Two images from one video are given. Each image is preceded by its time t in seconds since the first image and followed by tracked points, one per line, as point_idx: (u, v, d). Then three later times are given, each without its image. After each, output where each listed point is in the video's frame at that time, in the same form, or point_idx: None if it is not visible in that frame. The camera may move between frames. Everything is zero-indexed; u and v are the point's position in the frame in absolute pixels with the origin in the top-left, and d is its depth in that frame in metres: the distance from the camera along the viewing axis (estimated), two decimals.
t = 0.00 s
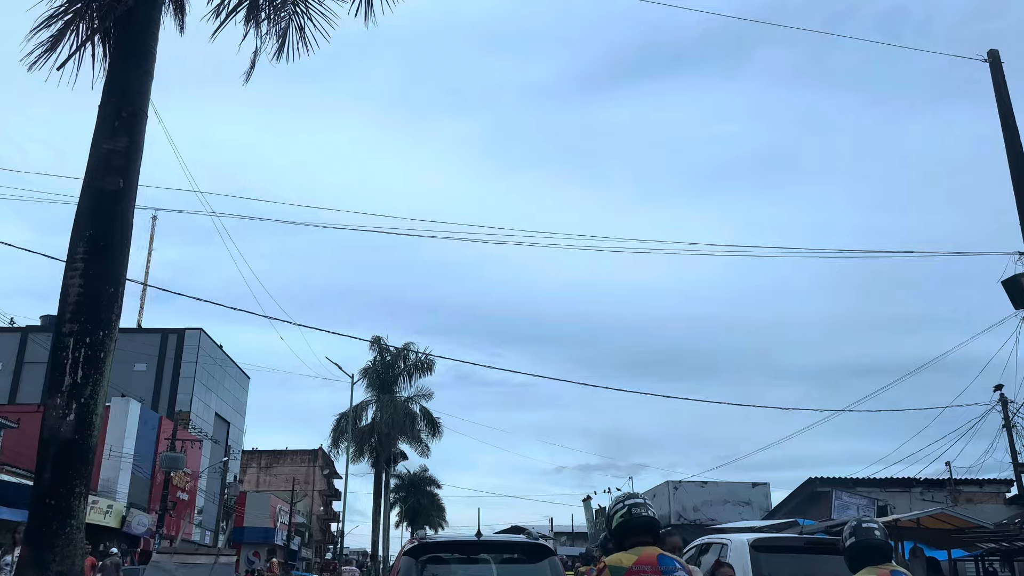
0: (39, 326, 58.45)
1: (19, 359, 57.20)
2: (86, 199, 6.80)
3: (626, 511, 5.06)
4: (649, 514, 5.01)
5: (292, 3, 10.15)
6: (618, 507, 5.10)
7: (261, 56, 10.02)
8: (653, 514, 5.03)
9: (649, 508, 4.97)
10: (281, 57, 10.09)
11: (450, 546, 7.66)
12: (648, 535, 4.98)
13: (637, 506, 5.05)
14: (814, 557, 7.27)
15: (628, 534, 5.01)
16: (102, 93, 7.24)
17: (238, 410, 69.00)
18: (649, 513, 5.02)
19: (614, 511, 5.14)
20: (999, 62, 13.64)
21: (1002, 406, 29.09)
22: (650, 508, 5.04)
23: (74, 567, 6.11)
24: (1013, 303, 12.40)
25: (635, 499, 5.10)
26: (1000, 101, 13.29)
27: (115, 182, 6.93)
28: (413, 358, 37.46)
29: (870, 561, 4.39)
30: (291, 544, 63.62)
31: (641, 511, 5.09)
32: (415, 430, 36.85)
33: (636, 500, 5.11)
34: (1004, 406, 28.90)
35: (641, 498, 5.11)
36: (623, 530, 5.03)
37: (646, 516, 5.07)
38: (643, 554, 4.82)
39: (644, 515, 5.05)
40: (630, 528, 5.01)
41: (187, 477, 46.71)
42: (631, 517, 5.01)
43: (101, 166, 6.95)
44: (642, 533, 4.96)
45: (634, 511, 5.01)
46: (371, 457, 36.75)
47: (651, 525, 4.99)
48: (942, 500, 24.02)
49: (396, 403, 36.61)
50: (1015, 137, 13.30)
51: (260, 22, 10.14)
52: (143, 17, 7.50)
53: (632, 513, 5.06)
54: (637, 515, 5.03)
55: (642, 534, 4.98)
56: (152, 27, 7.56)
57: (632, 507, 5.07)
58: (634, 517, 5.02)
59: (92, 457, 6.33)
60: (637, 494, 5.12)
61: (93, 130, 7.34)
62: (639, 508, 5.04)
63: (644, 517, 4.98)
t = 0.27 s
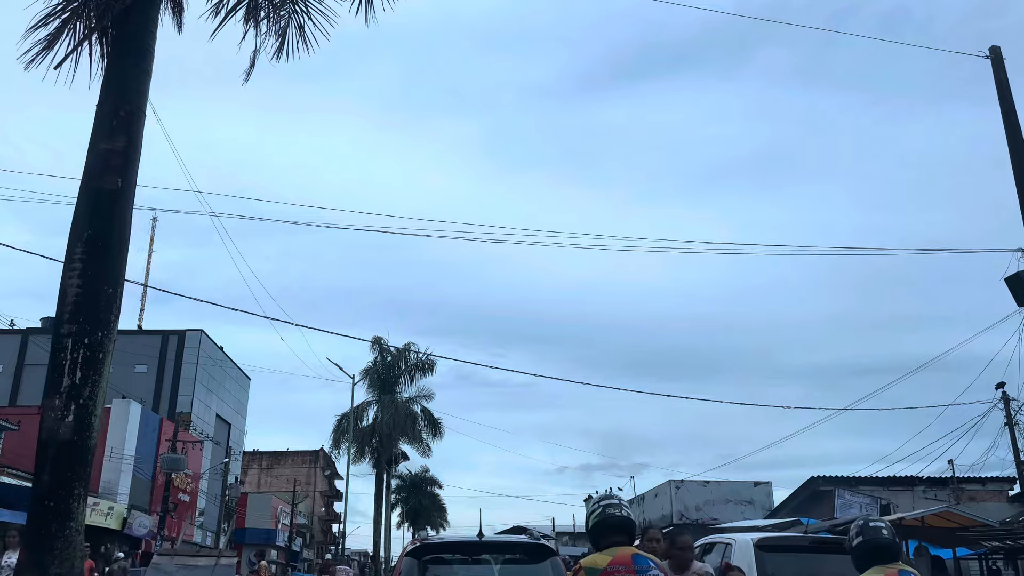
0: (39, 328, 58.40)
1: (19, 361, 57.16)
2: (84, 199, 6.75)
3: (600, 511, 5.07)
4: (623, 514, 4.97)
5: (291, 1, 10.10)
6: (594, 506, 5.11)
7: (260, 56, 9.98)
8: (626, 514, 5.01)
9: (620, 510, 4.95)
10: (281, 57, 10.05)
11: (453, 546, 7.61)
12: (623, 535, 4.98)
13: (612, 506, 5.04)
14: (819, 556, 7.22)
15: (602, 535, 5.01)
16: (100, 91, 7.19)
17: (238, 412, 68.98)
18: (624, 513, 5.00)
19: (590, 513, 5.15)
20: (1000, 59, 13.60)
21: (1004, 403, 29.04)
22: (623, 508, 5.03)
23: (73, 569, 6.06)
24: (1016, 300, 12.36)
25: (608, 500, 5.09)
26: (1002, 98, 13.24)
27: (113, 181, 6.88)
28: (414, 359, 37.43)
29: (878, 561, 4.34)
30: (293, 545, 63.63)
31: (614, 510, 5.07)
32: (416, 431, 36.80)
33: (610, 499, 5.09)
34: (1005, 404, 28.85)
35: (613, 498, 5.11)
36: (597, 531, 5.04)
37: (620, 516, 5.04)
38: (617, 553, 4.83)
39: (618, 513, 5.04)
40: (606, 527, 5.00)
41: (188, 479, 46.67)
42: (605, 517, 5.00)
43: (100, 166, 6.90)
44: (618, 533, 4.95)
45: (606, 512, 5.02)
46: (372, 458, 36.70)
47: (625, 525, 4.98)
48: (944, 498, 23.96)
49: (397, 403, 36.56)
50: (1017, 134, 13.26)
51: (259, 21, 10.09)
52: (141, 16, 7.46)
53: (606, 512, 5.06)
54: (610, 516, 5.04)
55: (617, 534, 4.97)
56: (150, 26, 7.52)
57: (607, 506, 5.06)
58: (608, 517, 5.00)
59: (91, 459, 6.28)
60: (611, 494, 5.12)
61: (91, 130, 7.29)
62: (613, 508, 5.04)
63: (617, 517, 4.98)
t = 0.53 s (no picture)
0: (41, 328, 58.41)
1: (21, 362, 57.16)
2: (83, 196, 6.71)
3: (580, 505, 5.03)
4: (604, 508, 4.93)
5: None
6: (575, 501, 5.07)
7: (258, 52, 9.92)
8: (605, 507, 4.97)
9: (600, 503, 4.93)
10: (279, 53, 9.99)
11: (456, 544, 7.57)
12: (604, 527, 4.93)
13: (592, 501, 5.00)
14: (825, 552, 7.16)
15: (583, 530, 4.96)
16: (97, 88, 7.14)
17: (241, 410, 68.97)
18: (604, 507, 4.96)
19: (572, 508, 5.11)
20: (1004, 50, 13.52)
21: (1007, 396, 28.98)
22: (603, 501, 4.99)
23: (74, 570, 6.01)
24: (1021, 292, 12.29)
25: (589, 494, 5.04)
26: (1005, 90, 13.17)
27: (112, 179, 6.83)
28: (416, 357, 37.40)
29: (886, 555, 4.28)
30: (296, 543, 63.68)
31: (596, 505, 5.02)
32: (418, 429, 36.77)
33: (592, 493, 5.06)
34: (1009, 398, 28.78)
35: (594, 491, 5.07)
36: (578, 524, 4.99)
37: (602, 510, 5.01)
38: (595, 545, 4.77)
39: (598, 507, 4.99)
40: (588, 520, 4.95)
41: (191, 478, 46.69)
42: (584, 511, 4.96)
43: (98, 163, 6.85)
44: (598, 527, 4.91)
45: (587, 505, 4.98)
46: (375, 456, 36.68)
47: (606, 517, 4.94)
48: (949, 492, 23.92)
49: (399, 401, 36.54)
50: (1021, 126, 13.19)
51: (257, 18, 10.03)
52: (138, 12, 7.40)
53: (587, 507, 5.02)
54: (591, 510, 4.99)
55: (597, 527, 4.93)
56: (147, 22, 7.47)
57: (588, 501, 5.02)
58: (589, 510, 4.96)
59: (92, 458, 6.24)
60: (592, 488, 5.07)
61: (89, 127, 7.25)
62: (593, 502, 4.99)
63: (596, 510, 4.95)
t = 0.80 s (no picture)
0: (44, 326, 58.49)
1: (25, 359, 57.24)
2: (83, 191, 6.67)
3: (578, 500, 5.02)
4: (601, 502, 4.92)
5: None
6: (572, 496, 5.06)
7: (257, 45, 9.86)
8: (602, 503, 4.96)
9: (595, 497, 4.93)
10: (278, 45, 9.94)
11: (461, 536, 7.57)
12: (601, 522, 4.91)
13: (591, 495, 4.99)
14: (831, 541, 7.14)
15: (579, 524, 4.94)
16: (95, 81, 7.10)
17: (244, 406, 69.06)
18: (601, 501, 4.95)
19: (570, 503, 5.11)
20: (1007, 35, 13.43)
21: (1012, 385, 28.90)
22: (601, 496, 4.98)
23: (79, 566, 5.99)
24: None
25: (586, 488, 5.03)
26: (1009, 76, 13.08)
27: (111, 172, 6.78)
28: (419, 351, 37.39)
29: (895, 544, 4.25)
30: (301, 537, 63.85)
31: (594, 500, 5.01)
32: (422, 423, 36.77)
33: (591, 488, 5.05)
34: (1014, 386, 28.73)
35: (592, 486, 5.05)
36: (574, 519, 4.97)
37: (601, 505, 5.00)
38: (590, 538, 4.75)
39: (596, 502, 4.98)
40: (585, 515, 4.94)
41: (195, 474, 46.77)
42: (580, 506, 4.95)
43: (97, 157, 6.80)
44: (595, 522, 4.88)
45: (584, 500, 4.97)
46: (379, 450, 36.70)
47: (602, 512, 4.93)
48: (954, 481, 23.90)
49: (403, 395, 36.54)
50: None
51: (255, 9, 9.96)
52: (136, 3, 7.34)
53: (585, 502, 5.01)
54: (589, 505, 4.98)
55: (594, 522, 4.91)
56: (145, 13, 7.41)
57: (586, 496, 5.01)
58: (587, 505, 4.95)
59: (94, 453, 6.21)
60: (589, 482, 5.07)
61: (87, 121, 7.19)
62: (590, 497, 4.99)
63: (593, 505, 4.93)
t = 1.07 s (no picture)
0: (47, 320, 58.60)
1: (28, 353, 57.37)
2: (81, 182, 6.63)
3: (580, 488, 4.97)
4: (602, 491, 4.88)
5: None
6: (574, 484, 5.01)
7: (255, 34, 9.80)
8: (604, 491, 4.91)
9: (598, 486, 4.88)
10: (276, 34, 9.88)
11: (466, 525, 7.56)
12: (601, 511, 4.89)
13: (593, 484, 4.94)
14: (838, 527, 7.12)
15: (579, 511, 4.91)
16: (92, 71, 7.05)
17: (248, 398, 69.23)
18: (603, 491, 4.91)
19: (572, 491, 5.06)
20: (1012, 18, 13.32)
21: (1016, 370, 28.82)
22: (604, 485, 4.94)
23: (83, 559, 5.98)
24: None
25: (589, 475, 4.99)
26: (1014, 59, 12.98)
27: (110, 163, 6.74)
28: (422, 341, 37.41)
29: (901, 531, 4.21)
30: (306, 528, 64.11)
31: (595, 489, 4.96)
32: (425, 413, 36.80)
33: (592, 476, 5.00)
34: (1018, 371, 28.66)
35: (594, 474, 5.01)
36: (575, 506, 4.94)
37: (601, 494, 4.95)
38: (587, 525, 4.71)
39: (597, 491, 4.93)
40: (586, 503, 4.90)
41: (200, 466, 46.93)
42: (582, 494, 4.92)
43: (95, 149, 6.76)
44: (595, 509, 4.86)
45: (586, 488, 4.92)
46: (382, 441, 36.76)
47: (604, 501, 4.90)
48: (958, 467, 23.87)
49: (406, 386, 36.57)
50: None
51: None
52: None
53: (586, 490, 4.97)
54: (590, 493, 4.94)
55: (595, 510, 4.88)
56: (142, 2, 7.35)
57: (589, 484, 4.95)
58: (588, 493, 4.90)
59: (97, 445, 6.19)
60: (592, 470, 5.02)
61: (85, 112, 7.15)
62: (592, 486, 4.94)
63: (596, 493, 4.89)
